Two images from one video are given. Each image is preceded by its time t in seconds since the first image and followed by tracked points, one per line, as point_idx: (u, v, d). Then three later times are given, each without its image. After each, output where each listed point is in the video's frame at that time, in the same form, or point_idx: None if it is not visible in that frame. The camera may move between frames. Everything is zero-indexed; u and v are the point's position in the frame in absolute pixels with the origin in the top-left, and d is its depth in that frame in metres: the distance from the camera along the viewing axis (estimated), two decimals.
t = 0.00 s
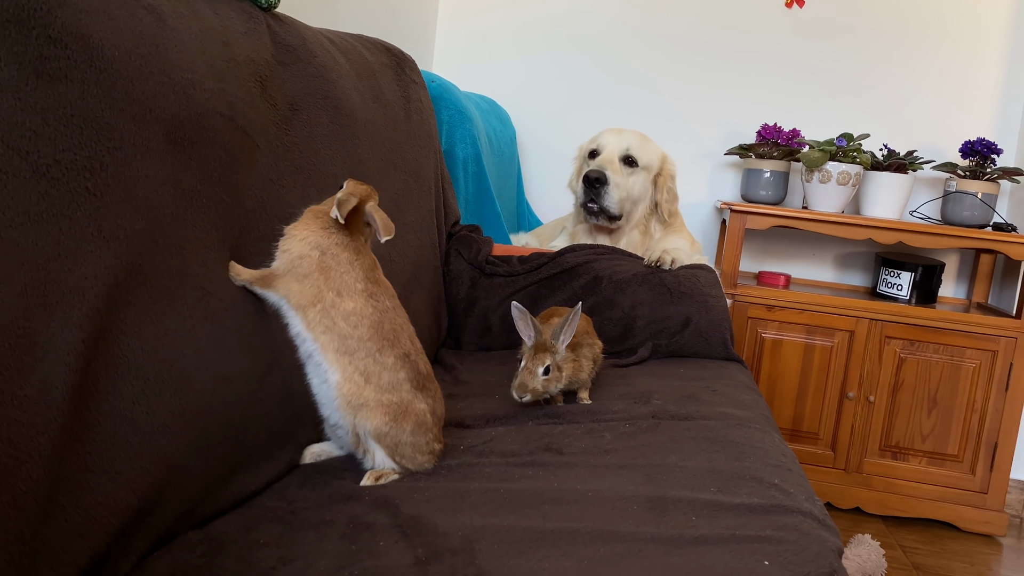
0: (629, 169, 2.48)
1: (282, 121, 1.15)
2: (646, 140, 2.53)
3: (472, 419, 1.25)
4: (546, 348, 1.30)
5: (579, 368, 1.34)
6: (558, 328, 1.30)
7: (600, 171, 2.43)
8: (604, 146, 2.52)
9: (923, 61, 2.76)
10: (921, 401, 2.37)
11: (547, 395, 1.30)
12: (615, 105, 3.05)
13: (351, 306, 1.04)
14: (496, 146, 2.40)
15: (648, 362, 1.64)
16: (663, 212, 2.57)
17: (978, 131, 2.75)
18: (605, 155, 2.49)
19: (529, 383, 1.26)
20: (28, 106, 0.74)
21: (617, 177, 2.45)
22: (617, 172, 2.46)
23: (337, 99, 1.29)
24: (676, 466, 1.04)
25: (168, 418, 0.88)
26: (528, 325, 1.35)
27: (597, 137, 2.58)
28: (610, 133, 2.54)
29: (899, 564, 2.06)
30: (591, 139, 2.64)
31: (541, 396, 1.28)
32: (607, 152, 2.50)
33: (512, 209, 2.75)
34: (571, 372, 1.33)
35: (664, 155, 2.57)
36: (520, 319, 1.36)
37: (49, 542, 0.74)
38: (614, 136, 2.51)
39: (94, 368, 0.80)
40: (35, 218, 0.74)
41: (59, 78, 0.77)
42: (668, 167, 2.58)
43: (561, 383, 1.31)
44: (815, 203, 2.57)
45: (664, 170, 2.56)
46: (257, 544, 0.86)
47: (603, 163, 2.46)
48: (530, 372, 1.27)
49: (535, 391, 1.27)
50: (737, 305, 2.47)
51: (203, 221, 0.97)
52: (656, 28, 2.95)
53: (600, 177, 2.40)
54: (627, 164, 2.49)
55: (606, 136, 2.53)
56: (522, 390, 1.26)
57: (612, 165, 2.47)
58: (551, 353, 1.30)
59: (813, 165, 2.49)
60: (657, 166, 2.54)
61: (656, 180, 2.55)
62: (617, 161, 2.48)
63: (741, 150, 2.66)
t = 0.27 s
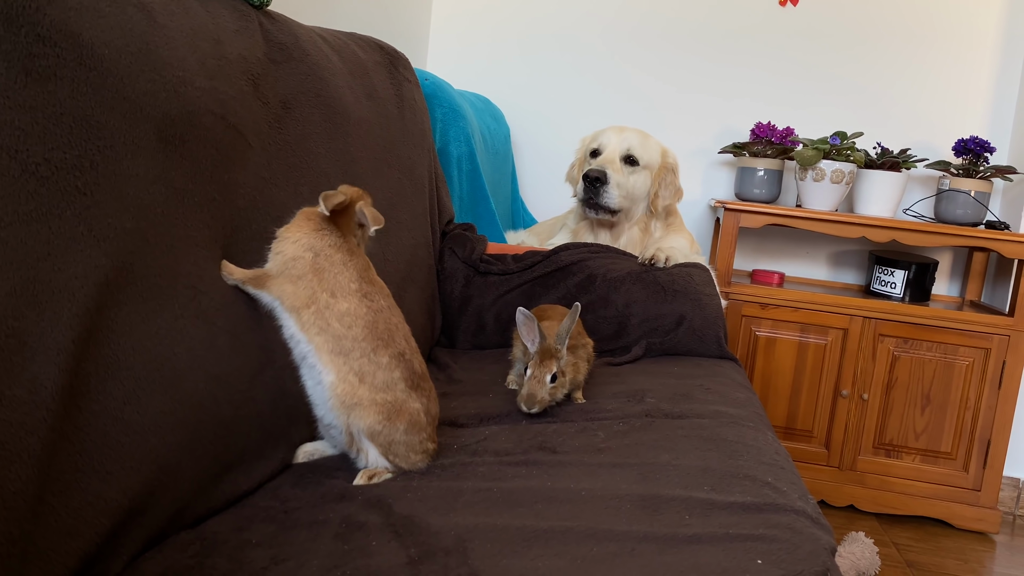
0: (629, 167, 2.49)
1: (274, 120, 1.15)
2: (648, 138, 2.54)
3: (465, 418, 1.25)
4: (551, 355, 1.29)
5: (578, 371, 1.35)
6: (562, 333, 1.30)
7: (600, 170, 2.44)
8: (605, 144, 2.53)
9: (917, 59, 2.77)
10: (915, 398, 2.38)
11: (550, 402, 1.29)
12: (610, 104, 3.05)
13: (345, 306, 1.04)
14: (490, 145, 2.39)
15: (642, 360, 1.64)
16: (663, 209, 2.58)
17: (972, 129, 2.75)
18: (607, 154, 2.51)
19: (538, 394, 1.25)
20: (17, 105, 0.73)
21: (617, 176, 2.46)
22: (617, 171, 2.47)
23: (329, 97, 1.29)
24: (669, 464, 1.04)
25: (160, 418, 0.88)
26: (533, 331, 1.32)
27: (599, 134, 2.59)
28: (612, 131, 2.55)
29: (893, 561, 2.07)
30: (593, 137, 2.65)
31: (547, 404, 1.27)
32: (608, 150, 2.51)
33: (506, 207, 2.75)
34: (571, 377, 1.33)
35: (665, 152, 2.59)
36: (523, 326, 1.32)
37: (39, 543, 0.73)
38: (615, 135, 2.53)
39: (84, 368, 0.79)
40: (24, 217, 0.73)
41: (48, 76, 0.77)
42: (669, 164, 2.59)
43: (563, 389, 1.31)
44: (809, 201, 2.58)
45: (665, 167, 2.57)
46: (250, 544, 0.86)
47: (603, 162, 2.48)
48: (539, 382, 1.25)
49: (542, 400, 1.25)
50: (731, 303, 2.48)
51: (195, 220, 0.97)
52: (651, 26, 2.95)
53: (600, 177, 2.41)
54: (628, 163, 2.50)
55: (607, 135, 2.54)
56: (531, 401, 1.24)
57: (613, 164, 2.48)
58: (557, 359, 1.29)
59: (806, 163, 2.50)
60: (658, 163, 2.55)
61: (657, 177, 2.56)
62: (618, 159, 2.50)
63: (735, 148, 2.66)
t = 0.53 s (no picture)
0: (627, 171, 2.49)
1: (272, 119, 1.15)
2: (644, 142, 2.53)
3: (465, 418, 1.25)
4: (552, 353, 1.27)
5: (578, 371, 1.34)
6: (564, 331, 1.29)
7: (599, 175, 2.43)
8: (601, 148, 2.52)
9: (913, 59, 2.78)
10: (911, 397, 2.39)
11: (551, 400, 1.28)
12: (607, 103, 3.05)
13: (345, 307, 1.03)
14: (487, 144, 2.39)
15: (640, 360, 1.64)
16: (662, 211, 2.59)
17: (968, 129, 2.76)
18: (603, 157, 2.49)
19: (538, 390, 1.23)
20: (14, 104, 0.73)
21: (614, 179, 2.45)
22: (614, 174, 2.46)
23: (327, 96, 1.29)
24: (669, 463, 1.04)
25: (158, 418, 0.87)
26: (534, 328, 1.30)
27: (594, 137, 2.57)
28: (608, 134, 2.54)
29: (890, 559, 2.07)
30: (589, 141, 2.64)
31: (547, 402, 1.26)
32: (603, 153, 2.50)
33: (503, 207, 2.75)
34: (571, 376, 1.32)
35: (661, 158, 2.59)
36: (525, 323, 1.30)
37: (38, 544, 0.73)
38: (611, 139, 2.51)
39: (83, 369, 0.79)
40: (23, 217, 0.73)
41: (45, 76, 0.76)
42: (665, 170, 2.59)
43: (564, 387, 1.30)
44: (806, 200, 2.58)
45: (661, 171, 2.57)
46: (249, 545, 0.86)
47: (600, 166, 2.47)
48: (539, 378, 1.24)
49: (543, 398, 1.24)
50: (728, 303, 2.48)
51: (193, 220, 0.96)
52: (647, 26, 2.95)
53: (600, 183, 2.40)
54: (625, 166, 2.50)
55: (603, 138, 2.53)
56: (531, 396, 1.23)
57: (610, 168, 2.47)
58: (558, 357, 1.28)
59: (803, 162, 2.50)
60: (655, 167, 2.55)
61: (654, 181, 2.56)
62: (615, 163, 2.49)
63: (732, 147, 2.67)
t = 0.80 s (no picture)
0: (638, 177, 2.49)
1: (269, 119, 1.15)
2: (651, 149, 2.54)
3: (462, 418, 1.25)
4: (550, 346, 1.27)
5: (576, 368, 1.33)
6: (562, 325, 1.28)
7: (614, 185, 2.40)
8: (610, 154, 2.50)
9: (910, 58, 2.78)
10: (909, 395, 2.39)
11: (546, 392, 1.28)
12: (604, 103, 3.05)
13: (343, 308, 1.03)
14: (484, 144, 2.39)
15: (638, 359, 1.64)
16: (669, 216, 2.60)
17: (965, 128, 2.76)
18: (614, 164, 2.47)
19: (533, 381, 1.24)
20: (9, 105, 0.73)
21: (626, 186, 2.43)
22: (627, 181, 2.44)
23: (323, 97, 1.28)
24: (666, 462, 1.04)
25: (155, 419, 0.87)
26: (531, 322, 1.30)
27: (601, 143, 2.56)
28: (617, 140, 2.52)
29: (889, 558, 2.07)
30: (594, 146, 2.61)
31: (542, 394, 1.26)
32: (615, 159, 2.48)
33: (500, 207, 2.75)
34: (569, 373, 1.31)
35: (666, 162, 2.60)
36: (522, 316, 1.28)
37: (35, 545, 0.73)
38: (620, 145, 2.50)
39: (78, 369, 0.79)
40: (18, 218, 0.73)
41: (40, 76, 0.76)
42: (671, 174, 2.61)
43: (560, 382, 1.30)
44: (803, 199, 2.59)
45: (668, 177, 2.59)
46: (246, 545, 0.86)
47: (613, 173, 2.44)
48: (535, 369, 1.24)
49: (537, 389, 1.25)
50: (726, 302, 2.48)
51: (189, 220, 0.96)
52: (644, 26, 2.95)
53: (616, 194, 2.38)
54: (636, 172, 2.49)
55: (613, 144, 2.50)
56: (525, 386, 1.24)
57: (622, 175, 2.46)
58: (555, 350, 1.27)
59: (800, 161, 2.50)
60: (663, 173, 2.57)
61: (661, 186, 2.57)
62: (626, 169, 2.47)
63: (729, 148, 2.69)
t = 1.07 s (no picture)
0: (642, 172, 2.49)
1: (265, 121, 1.14)
2: (655, 144, 2.54)
3: (460, 419, 1.25)
4: (543, 323, 1.26)
5: (572, 354, 1.29)
6: (557, 304, 1.28)
7: (619, 180, 2.40)
8: (613, 149, 2.49)
9: (907, 57, 2.78)
10: (907, 394, 2.39)
11: (537, 371, 1.24)
12: (602, 102, 3.05)
13: (340, 310, 1.03)
14: (481, 145, 2.39)
15: (636, 359, 1.64)
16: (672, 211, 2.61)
17: (963, 126, 2.76)
18: (618, 160, 2.47)
19: (522, 354, 1.21)
20: (4, 107, 0.73)
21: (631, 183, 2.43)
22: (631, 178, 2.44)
23: (320, 97, 1.28)
24: (664, 463, 1.04)
25: (152, 420, 0.87)
26: (526, 299, 1.32)
27: (604, 139, 2.55)
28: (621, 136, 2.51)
29: (888, 557, 2.07)
30: (597, 142, 2.59)
31: (531, 371, 1.23)
32: (618, 156, 2.47)
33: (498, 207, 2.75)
34: (564, 356, 1.27)
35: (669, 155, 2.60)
36: (517, 293, 1.33)
37: (31, 547, 0.73)
38: (623, 141, 2.49)
39: (75, 371, 0.79)
40: (13, 220, 0.72)
41: (35, 78, 0.76)
42: (673, 167, 2.62)
43: (554, 363, 1.25)
44: (801, 199, 2.58)
45: (672, 170, 2.61)
46: (244, 547, 0.86)
47: (617, 170, 2.44)
48: (524, 342, 1.22)
49: (526, 363, 1.22)
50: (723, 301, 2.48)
51: (186, 222, 0.96)
52: (642, 26, 2.95)
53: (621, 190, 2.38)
54: (639, 168, 2.49)
55: (617, 141, 2.49)
56: (514, 359, 1.22)
57: (626, 171, 2.46)
58: (547, 326, 1.25)
59: (798, 161, 2.50)
60: (666, 168, 2.58)
61: (664, 180, 2.58)
62: (630, 166, 2.47)
63: (726, 147, 2.67)
